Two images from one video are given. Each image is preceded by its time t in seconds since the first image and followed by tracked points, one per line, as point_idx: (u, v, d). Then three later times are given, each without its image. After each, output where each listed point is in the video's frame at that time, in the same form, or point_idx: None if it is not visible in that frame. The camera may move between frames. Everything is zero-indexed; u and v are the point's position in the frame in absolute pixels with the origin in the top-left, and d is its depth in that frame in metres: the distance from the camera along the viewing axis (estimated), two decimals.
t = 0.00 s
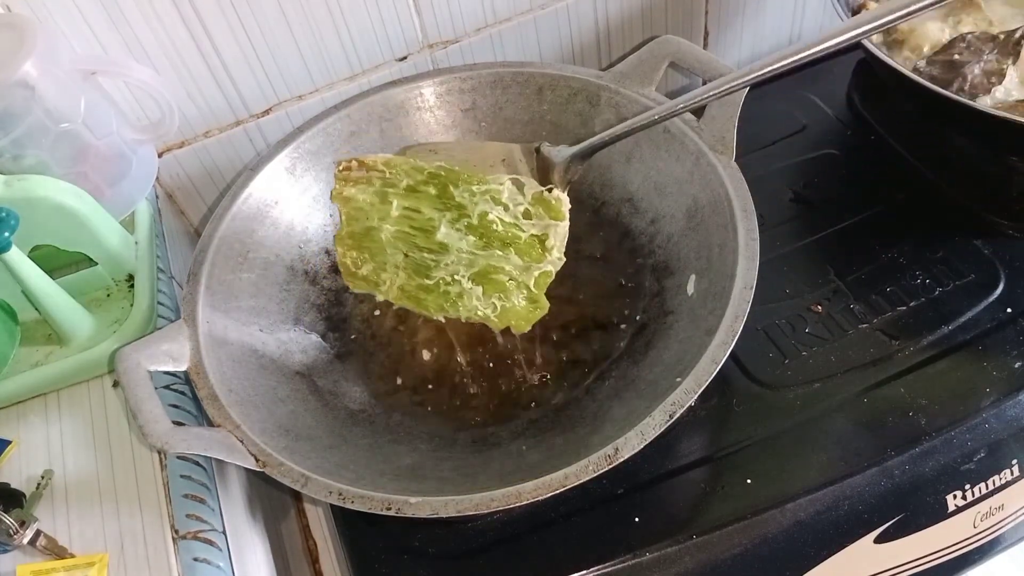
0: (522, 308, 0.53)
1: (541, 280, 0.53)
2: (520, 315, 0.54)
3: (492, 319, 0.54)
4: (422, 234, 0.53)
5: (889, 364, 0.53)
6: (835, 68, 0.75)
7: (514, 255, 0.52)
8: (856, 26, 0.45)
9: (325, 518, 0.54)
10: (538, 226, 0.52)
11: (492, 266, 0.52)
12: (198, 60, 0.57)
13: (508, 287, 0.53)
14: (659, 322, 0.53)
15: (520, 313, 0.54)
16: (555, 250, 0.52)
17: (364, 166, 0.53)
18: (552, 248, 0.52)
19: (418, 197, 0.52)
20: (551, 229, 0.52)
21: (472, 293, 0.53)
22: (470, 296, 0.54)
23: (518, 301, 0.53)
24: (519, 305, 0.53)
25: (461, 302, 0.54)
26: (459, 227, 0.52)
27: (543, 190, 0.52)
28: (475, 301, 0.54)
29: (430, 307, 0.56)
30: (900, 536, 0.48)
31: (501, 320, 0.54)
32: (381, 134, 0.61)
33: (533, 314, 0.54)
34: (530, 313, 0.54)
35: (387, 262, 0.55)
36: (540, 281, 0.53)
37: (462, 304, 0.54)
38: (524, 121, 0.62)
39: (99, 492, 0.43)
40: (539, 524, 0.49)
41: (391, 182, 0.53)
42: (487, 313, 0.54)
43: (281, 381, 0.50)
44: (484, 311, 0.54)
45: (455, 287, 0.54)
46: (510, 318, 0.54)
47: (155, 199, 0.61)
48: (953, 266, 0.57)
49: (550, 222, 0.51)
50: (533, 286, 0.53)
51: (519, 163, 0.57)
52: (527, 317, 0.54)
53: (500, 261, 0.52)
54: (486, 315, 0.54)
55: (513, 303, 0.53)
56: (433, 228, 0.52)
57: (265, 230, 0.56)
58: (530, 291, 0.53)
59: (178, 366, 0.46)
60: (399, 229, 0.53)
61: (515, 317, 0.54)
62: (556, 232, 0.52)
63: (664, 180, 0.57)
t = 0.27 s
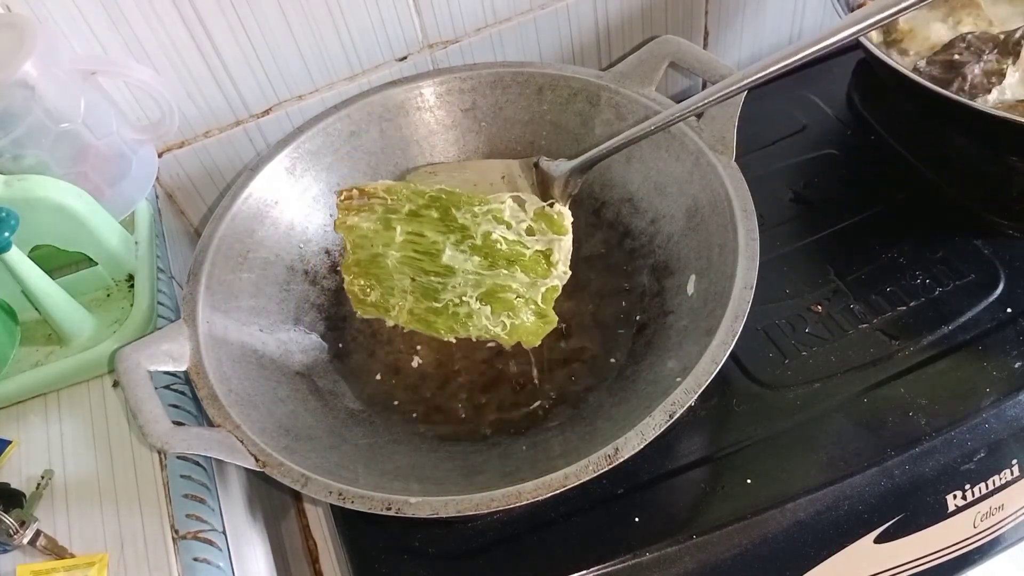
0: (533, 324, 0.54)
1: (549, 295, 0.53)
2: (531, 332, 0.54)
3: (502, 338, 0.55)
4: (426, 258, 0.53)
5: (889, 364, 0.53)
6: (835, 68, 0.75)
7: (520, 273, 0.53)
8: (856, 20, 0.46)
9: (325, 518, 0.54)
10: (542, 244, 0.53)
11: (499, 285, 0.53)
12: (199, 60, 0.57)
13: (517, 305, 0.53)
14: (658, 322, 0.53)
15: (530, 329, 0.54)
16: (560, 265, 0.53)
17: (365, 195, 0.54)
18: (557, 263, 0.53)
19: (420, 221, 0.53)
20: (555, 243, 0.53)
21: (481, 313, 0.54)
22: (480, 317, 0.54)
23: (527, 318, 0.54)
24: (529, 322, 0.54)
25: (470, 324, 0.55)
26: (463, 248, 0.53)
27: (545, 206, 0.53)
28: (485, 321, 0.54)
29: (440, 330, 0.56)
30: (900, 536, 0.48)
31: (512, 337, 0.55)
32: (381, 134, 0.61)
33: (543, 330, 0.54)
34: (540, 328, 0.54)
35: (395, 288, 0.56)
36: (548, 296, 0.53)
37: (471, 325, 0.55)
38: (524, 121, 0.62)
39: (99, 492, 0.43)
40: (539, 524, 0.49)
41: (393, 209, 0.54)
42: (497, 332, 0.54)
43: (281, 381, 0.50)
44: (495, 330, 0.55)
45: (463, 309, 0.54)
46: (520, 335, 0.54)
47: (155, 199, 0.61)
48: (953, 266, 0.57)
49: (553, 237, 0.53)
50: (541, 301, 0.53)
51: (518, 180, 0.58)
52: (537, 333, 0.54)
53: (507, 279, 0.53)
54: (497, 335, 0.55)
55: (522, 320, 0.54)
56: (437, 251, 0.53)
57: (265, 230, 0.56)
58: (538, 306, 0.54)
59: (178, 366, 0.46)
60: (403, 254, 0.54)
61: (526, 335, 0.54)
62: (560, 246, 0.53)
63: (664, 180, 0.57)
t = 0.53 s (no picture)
0: (535, 328, 0.54)
1: (549, 299, 0.54)
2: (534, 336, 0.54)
3: (506, 344, 0.55)
4: (426, 267, 0.54)
5: (889, 364, 0.53)
6: (835, 68, 0.75)
7: (520, 278, 0.53)
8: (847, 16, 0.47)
9: (325, 518, 0.54)
10: (541, 247, 0.53)
11: (500, 291, 0.53)
12: (199, 60, 0.57)
13: (519, 310, 0.54)
14: (658, 322, 0.53)
15: (533, 333, 0.54)
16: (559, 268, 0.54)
17: (363, 209, 0.55)
18: (557, 266, 0.53)
19: (419, 232, 0.54)
20: (554, 246, 0.53)
21: (483, 320, 0.54)
22: (482, 324, 0.54)
23: (529, 321, 0.54)
24: (531, 325, 0.54)
25: (473, 332, 0.55)
26: (462, 255, 0.53)
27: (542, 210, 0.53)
28: (487, 328, 0.54)
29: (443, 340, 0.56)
30: (900, 536, 0.48)
31: (516, 342, 0.55)
32: (381, 134, 0.61)
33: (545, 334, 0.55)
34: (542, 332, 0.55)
35: (397, 298, 0.56)
36: (550, 300, 0.54)
37: (474, 333, 0.55)
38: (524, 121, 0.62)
39: (99, 492, 0.43)
40: (539, 524, 0.49)
41: (391, 221, 0.55)
42: (501, 338, 0.54)
43: (281, 381, 0.50)
44: (499, 336, 0.54)
45: (465, 316, 0.54)
46: (523, 339, 0.54)
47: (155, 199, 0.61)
48: (953, 266, 0.57)
49: (551, 240, 0.53)
50: (542, 304, 0.54)
51: (515, 184, 0.58)
52: (540, 337, 0.55)
53: (508, 285, 0.53)
54: (501, 342, 0.55)
55: (525, 325, 0.54)
56: (437, 260, 0.54)
57: (265, 230, 0.56)
58: (540, 310, 0.54)
59: (178, 366, 0.46)
60: (404, 265, 0.55)
61: (529, 338, 0.54)
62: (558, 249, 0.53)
63: (664, 180, 0.57)
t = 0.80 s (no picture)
0: (541, 338, 0.54)
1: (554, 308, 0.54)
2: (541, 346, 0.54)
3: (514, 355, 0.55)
4: (430, 284, 0.54)
5: (889, 364, 0.53)
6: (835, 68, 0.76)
7: (525, 289, 0.53)
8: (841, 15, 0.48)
9: (325, 518, 0.54)
10: (544, 257, 0.53)
11: (506, 304, 0.53)
12: (199, 60, 0.57)
13: (525, 321, 0.54)
14: (658, 322, 0.53)
15: (540, 343, 0.54)
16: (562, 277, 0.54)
17: (363, 229, 0.56)
18: (560, 275, 0.53)
19: (421, 249, 0.54)
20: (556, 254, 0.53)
21: (490, 334, 0.54)
22: (489, 337, 0.54)
23: (536, 331, 0.54)
24: (538, 335, 0.54)
25: (480, 345, 0.54)
26: (466, 270, 0.53)
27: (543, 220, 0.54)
28: (495, 341, 0.54)
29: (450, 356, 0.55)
30: (899, 536, 0.48)
31: (523, 353, 0.54)
32: (381, 134, 0.61)
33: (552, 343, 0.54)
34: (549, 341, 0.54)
35: (403, 314, 0.55)
36: (555, 309, 0.54)
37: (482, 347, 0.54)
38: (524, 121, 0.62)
39: (99, 493, 0.43)
40: (540, 524, 0.49)
41: (392, 239, 0.55)
42: (509, 349, 0.54)
43: (281, 381, 0.50)
44: (507, 348, 0.54)
45: (472, 330, 0.54)
46: (531, 349, 0.54)
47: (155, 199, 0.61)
48: (953, 266, 0.57)
49: (554, 249, 0.53)
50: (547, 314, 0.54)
51: (515, 195, 0.59)
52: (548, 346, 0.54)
53: (513, 297, 0.53)
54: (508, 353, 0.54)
55: (532, 336, 0.54)
56: (439, 276, 0.54)
57: (265, 230, 0.56)
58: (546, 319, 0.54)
59: (178, 367, 0.46)
60: (408, 284, 0.54)
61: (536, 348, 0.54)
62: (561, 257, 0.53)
63: (664, 180, 0.57)
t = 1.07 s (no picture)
0: (553, 363, 0.53)
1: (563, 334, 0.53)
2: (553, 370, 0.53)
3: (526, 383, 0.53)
4: (438, 317, 0.54)
5: (889, 364, 0.53)
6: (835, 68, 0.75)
7: (533, 316, 0.53)
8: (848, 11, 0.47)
9: (325, 518, 0.55)
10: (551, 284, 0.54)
11: (515, 330, 0.52)
12: (199, 60, 0.57)
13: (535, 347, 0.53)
14: (658, 322, 0.53)
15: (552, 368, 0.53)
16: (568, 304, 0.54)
17: (370, 267, 0.57)
18: (567, 301, 0.54)
19: (428, 284, 0.55)
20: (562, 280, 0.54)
21: (501, 362, 0.52)
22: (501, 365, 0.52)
23: (546, 357, 0.53)
24: (549, 359, 0.53)
25: (492, 374, 0.52)
26: (474, 300, 0.53)
27: (547, 249, 0.55)
28: (507, 369, 0.52)
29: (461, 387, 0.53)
30: (900, 536, 0.48)
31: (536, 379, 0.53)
32: (381, 134, 0.61)
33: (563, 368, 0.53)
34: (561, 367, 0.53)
35: (414, 349, 0.54)
36: (565, 335, 0.53)
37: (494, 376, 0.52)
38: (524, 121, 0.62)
39: (99, 493, 0.43)
40: (540, 524, 0.49)
41: (399, 275, 0.56)
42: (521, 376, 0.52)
43: (281, 381, 0.50)
44: (519, 376, 0.52)
45: (483, 359, 0.53)
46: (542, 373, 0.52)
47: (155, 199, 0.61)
48: (953, 266, 0.57)
49: (559, 277, 0.54)
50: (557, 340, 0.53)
51: (517, 221, 0.60)
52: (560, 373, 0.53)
53: (521, 324, 0.53)
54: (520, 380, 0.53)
55: (543, 361, 0.53)
56: (447, 308, 0.54)
57: (265, 230, 0.56)
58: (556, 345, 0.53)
59: (178, 367, 0.46)
60: (417, 317, 0.54)
61: (548, 373, 0.52)
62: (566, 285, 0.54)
63: (664, 180, 0.57)
